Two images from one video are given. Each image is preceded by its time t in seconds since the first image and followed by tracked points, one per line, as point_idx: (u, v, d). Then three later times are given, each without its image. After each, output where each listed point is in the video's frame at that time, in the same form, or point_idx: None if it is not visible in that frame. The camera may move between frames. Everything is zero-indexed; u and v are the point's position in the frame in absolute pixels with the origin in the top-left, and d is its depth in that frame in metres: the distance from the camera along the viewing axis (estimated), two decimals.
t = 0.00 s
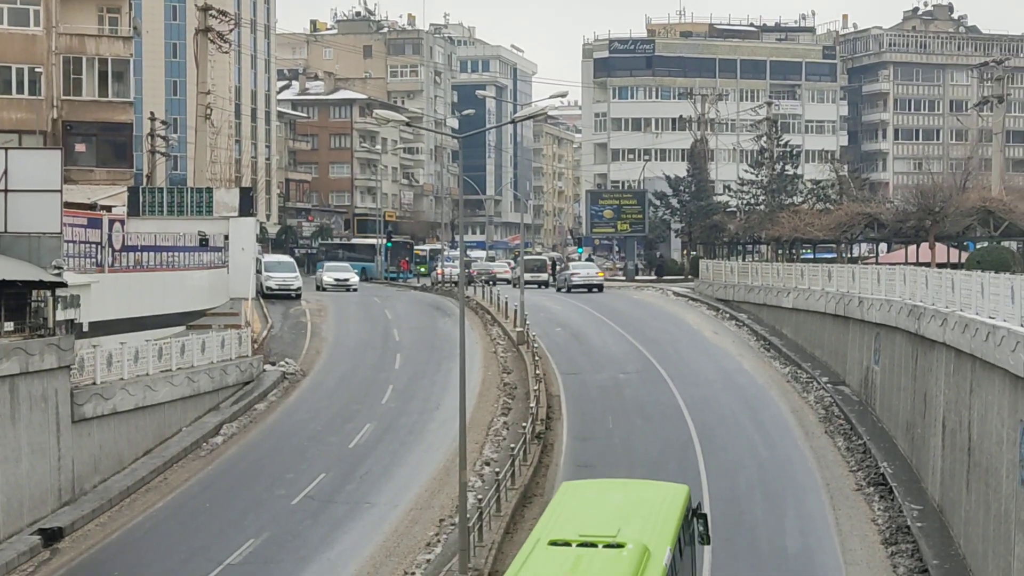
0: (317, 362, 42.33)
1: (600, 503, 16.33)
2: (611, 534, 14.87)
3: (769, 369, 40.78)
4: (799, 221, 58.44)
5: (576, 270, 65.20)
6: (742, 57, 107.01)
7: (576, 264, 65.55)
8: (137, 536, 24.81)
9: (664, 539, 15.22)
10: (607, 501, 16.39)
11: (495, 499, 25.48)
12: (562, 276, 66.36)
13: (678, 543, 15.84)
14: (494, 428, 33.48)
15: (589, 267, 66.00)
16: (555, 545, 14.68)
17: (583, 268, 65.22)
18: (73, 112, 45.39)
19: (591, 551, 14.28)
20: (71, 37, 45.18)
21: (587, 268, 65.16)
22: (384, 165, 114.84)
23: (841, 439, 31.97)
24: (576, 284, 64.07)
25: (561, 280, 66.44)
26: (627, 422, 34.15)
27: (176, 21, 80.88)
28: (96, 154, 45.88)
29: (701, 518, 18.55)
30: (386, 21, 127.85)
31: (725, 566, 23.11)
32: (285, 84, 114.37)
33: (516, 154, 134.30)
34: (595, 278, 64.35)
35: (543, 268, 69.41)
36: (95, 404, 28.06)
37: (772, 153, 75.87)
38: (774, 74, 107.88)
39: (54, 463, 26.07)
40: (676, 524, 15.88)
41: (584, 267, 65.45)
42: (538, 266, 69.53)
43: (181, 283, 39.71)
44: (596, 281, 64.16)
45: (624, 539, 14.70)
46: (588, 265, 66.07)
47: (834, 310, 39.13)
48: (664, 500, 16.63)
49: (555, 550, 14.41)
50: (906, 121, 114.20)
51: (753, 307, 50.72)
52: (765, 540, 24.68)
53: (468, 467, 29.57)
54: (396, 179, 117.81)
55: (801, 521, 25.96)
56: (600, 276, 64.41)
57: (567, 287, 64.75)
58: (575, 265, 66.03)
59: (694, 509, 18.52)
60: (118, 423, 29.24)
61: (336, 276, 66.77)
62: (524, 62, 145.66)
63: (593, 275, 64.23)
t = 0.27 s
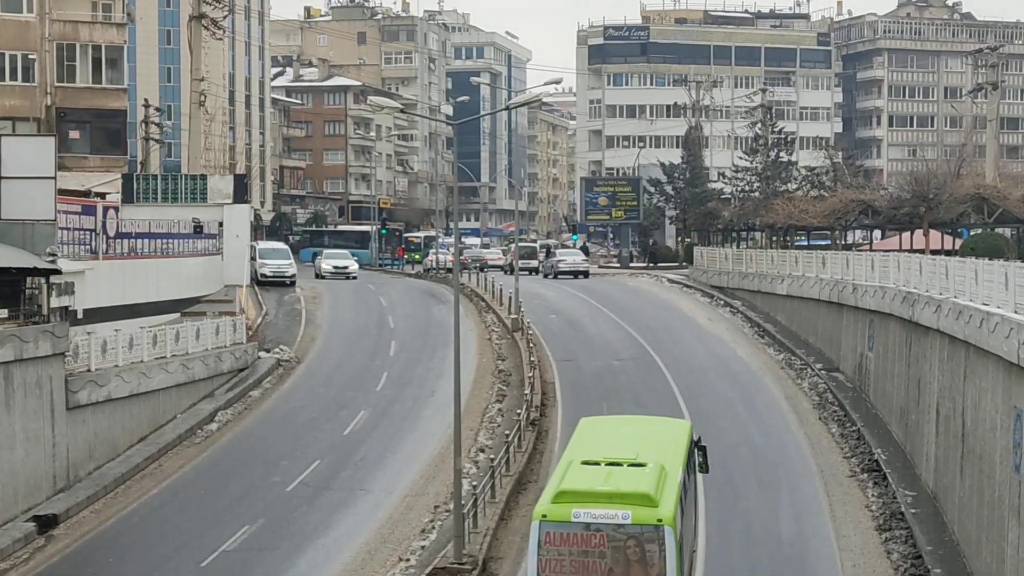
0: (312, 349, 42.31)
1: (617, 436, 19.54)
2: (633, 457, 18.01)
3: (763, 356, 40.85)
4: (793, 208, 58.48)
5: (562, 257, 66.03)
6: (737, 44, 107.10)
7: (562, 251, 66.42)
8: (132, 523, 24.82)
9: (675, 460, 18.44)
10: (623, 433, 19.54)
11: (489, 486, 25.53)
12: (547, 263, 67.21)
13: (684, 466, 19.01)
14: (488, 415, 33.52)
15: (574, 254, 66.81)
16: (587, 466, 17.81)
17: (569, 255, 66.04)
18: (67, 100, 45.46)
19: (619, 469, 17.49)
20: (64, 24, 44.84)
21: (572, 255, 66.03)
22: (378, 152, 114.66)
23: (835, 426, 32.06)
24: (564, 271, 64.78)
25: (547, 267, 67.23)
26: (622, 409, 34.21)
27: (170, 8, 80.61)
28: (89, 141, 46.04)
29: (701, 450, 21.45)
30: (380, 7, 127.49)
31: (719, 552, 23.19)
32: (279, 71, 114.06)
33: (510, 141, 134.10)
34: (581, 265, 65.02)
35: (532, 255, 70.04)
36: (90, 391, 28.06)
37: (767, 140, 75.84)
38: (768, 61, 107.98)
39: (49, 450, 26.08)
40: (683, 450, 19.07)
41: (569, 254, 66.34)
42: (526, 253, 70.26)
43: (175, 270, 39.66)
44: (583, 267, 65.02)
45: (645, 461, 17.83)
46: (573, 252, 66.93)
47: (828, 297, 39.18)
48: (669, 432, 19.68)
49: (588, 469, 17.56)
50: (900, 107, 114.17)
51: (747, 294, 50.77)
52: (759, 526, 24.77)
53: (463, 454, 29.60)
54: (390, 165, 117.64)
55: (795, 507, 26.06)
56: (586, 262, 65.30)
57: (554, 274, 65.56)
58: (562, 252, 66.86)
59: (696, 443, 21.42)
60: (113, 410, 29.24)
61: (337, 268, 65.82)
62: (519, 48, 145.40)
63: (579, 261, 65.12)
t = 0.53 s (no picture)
0: (308, 337, 42.29)
1: (623, 382, 21.83)
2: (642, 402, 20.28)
3: (759, 344, 40.87)
4: (789, 195, 58.44)
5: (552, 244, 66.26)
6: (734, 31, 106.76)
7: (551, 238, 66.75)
8: (128, 511, 24.83)
9: (677, 403, 20.72)
10: (627, 381, 21.81)
11: (485, 474, 25.57)
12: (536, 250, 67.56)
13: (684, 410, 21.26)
14: (485, 403, 33.53)
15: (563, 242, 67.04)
16: (602, 409, 20.03)
17: (558, 243, 66.24)
18: (62, 87, 46.44)
19: (631, 411, 19.72)
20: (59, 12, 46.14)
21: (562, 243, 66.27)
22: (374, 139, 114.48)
23: (831, 413, 32.10)
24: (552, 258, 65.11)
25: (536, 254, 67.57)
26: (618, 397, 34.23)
27: None
28: (85, 129, 46.42)
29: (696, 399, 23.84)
30: None
31: (715, 539, 23.23)
32: (274, 59, 113.76)
33: (506, 129, 133.86)
34: (570, 253, 65.34)
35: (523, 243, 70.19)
36: (86, 379, 28.05)
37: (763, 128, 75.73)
38: (765, 49, 107.75)
39: (45, 438, 26.06)
40: (683, 393, 21.33)
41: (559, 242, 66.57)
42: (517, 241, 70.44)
43: (170, 258, 39.59)
44: (571, 255, 65.22)
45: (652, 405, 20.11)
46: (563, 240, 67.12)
47: (824, 285, 39.18)
48: (670, 380, 21.94)
49: (603, 411, 19.76)
50: (896, 95, 114.00)
51: (743, 282, 50.77)
52: (755, 514, 24.82)
53: (459, 442, 29.61)
54: (386, 153, 117.45)
55: (790, 495, 26.11)
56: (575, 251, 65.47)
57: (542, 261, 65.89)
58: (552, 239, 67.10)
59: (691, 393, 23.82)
60: (108, 398, 29.23)
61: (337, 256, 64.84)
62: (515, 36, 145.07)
63: (568, 250, 65.30)
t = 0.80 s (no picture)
0: (307, 334, 42.30)
1: (628, 343, 24.39)
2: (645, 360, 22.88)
3: (757, 341, 40.90)
4: (788, 193, 58.46)
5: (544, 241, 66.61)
6: (732, 28, 106.48)
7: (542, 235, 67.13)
8: (127, 508, 24.84)
9: (676, 361, 23.30)
10: (631, 343, 24.34)
11: (484, 471, 25.60)
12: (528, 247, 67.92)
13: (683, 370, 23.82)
14: (483, 400, 33.54)
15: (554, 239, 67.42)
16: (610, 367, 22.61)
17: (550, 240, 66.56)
18: (61, 84, 46.48)
19: (636, 369, 22.33)
20: (58, 9, 46.71)
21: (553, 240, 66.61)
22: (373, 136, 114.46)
23: (829, 410, 32.13)
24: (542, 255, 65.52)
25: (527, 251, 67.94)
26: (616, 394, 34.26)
27: None
28: (83, 126, 46.46)
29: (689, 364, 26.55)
30: None
31: (714, 536, 23.24)
32: (273, 56, 113.69)
33: (505, 126, 133.83)
34: (563, 249, 65.52)
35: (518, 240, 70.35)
36: (85, 375, 28.06)
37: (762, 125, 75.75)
38: (763, 46, 107.62)
39: (44, 436, 26.07)
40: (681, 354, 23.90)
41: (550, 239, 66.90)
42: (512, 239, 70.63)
43: (169, 255, 39.57)
44: (561, 252, 65.54)
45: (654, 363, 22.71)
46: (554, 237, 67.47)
47: (823, 282, 39.18)
48: (668, 341, 24.52)
49: (611, 369, 22.38)
50: (894, 92, 114.05)
51: (742, 279, 50.79)
52: (753, 511, 24.84)
53: (457, 439, 29.62)
54: (385, 150, 117.44)
55: (789, 492, 26.14)
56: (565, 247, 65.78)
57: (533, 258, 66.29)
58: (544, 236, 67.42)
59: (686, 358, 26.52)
60: (107, 395, 29.23)
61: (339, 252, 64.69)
62: (514, 33, 145.02)
63: (559, 247, 65.59)
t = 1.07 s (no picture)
0: (306, 334, 42.31)
1: (627, 315, 26.64)
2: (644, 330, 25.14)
3: (757, 340, 40.91)
4: (787, 192, 58.49)
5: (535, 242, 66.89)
6: (730, 28, 106.45)
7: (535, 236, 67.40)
8: (127, 508, 24.85)
9: (672, 330, 25.59)
10: (629, 316, 26.57)
11: (484, 470, 25.62)
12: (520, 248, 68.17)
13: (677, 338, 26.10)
14: (483, 400, 33.55)
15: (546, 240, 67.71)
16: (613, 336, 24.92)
17: (542, 240, 66.84)
18: (60, 85, 46.55)
19: (636, 337, 24.64)
20: (57, 9, 46.83)
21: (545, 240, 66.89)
22: (372, 136, 114.47)
23: (829, 410, 32.12)
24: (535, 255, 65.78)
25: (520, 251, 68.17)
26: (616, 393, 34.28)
27: None
28: (82, 126, 46.46)
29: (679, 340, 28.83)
30: None
31: (713, 536, 23.25)
32: (273, 56, 113.67)
33: (504, 126, 133.83)
34: (554, 249, 65.78)
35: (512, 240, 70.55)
36: (84, 375, 28.07)
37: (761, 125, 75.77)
38: (763, 45, 107.66)
39: (43, 436, 26.06)
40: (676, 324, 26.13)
41: (542, 239, 67.17)
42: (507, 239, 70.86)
43: (168, 255, 39.59)
44: (554, 252, 65.78)
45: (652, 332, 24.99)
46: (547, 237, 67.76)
47: (822, 281, 39.18)
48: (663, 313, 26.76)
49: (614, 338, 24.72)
50: (893, 92, 114.04)
51: (741, 278, 50.81)
52: (752, 510, 24.85)
53: (457, 439, 29.63)
54: (384, 150, 117.45)
55: (788, 491, 26.15)
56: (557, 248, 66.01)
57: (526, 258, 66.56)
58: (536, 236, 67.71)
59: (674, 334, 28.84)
60: (107, 395, 29.24)
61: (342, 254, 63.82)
62: (513, 33, 144.98)
63: (550, 247, 65.79)
